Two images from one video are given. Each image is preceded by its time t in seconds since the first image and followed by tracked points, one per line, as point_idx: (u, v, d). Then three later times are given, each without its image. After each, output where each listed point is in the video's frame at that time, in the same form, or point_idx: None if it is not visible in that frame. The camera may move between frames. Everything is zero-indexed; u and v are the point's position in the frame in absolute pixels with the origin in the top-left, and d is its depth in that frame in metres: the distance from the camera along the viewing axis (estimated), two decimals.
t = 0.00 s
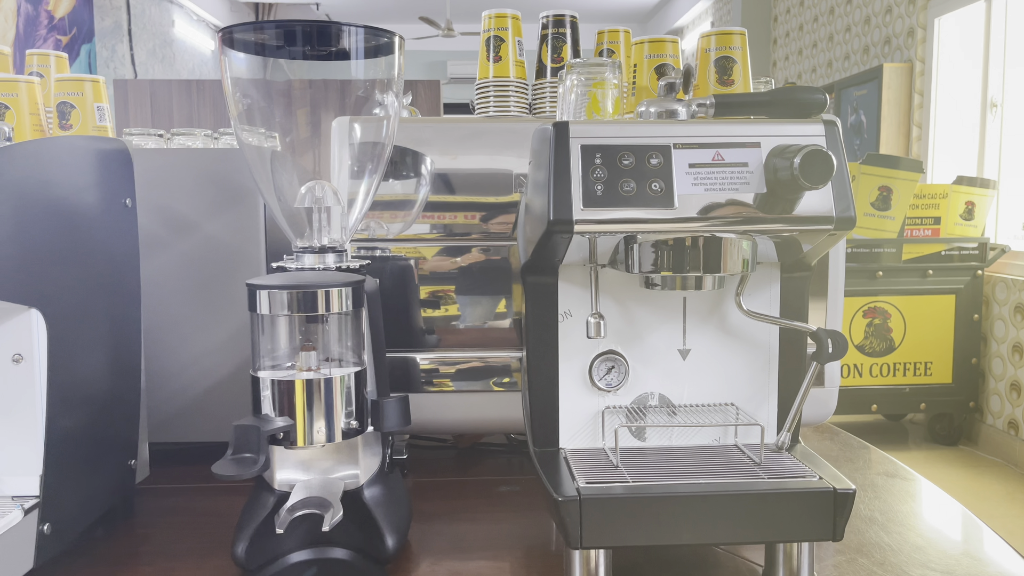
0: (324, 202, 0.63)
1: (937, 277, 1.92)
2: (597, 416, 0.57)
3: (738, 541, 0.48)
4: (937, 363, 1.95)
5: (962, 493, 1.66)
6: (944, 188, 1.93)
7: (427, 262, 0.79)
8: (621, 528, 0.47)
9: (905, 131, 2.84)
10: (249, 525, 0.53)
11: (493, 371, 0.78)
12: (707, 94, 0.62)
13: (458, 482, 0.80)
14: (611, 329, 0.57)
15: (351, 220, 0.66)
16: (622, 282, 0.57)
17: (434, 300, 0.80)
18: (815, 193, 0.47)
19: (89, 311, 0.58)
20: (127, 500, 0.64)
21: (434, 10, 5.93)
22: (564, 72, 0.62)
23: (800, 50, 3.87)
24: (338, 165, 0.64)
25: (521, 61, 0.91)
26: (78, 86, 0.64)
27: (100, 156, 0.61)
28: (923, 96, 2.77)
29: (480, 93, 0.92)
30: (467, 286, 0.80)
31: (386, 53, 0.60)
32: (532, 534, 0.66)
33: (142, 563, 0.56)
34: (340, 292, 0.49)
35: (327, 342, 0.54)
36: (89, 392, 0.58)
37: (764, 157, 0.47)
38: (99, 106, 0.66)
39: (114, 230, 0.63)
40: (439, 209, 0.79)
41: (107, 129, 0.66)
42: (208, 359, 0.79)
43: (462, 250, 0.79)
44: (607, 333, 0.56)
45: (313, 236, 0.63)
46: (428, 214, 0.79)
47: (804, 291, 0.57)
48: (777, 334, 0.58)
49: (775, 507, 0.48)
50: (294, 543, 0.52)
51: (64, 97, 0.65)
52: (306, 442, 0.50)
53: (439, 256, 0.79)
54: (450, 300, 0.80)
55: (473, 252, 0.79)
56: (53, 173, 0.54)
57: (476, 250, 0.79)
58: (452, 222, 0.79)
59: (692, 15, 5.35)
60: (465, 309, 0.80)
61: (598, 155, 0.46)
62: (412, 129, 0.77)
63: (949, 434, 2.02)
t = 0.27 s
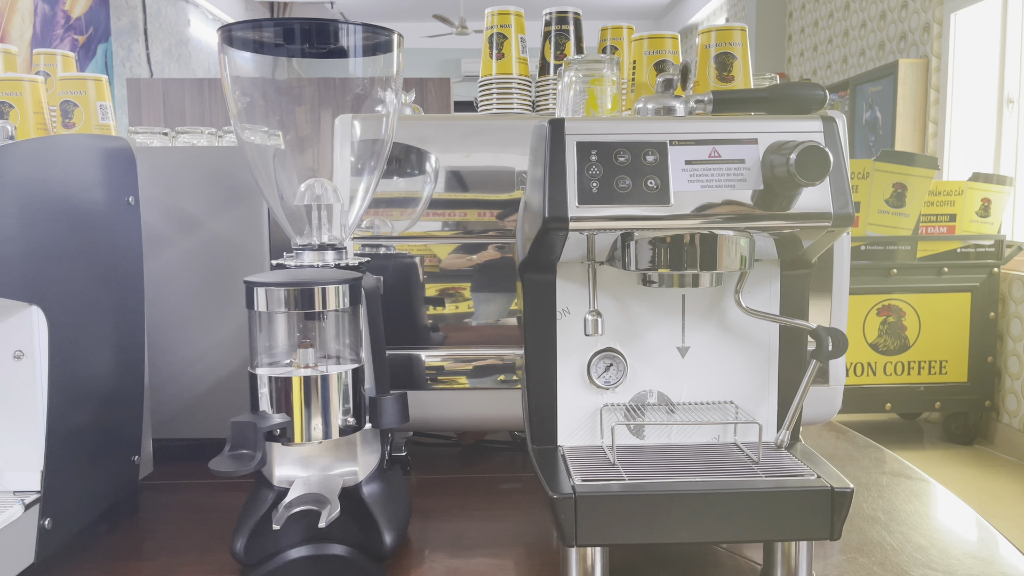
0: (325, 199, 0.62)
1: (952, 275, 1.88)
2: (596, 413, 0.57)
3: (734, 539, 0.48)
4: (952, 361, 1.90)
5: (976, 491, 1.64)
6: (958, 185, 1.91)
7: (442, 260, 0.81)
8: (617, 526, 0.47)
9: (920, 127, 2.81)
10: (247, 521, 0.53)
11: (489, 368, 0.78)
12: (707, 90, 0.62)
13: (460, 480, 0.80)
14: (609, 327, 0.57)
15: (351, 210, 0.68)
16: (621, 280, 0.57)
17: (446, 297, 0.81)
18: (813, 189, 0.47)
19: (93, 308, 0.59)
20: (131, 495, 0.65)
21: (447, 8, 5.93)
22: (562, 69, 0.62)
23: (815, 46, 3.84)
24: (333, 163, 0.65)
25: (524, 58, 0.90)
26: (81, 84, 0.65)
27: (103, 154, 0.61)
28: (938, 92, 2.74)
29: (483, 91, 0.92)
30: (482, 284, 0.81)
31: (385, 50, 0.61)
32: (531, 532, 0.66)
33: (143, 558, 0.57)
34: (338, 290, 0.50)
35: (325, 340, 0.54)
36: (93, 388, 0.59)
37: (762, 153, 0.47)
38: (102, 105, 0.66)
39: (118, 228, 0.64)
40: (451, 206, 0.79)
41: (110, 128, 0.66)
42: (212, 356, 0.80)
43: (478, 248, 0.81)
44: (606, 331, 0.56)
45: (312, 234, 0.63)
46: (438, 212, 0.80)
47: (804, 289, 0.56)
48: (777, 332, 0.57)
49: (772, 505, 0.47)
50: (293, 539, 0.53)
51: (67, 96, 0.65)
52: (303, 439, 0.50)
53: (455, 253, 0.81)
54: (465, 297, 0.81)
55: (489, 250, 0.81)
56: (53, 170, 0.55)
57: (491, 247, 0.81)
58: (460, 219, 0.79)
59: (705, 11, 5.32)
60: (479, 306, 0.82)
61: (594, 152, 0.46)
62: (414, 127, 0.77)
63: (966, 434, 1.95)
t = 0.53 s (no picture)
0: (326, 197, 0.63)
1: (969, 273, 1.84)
2: (595, 411, 0.57)
3: (731, 537, 0.48)
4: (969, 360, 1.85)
5: (990, 492, 1.62)
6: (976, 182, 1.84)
7: (456, 259, 0.81)
8: (614, 523, 0.47)
9: (938, 124, 2.78)
10: (251, 515, 0.53)
11: (492, 366, 0.78)
12: (709, 87, 0.62)
13: (464, 477, 0.80)
14: (609, 325, 0.57)
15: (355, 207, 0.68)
16: (620, 277, 0.57)
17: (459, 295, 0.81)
18: (811, 187, 0.47)
19: (99, 305, 0.60)
20: (138, 489, 0.66)
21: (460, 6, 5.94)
22: (562, 66, 0.63)
23: (832, 42, 3.80)
24: (330, 162, 0.66)
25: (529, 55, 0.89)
26: (88, 83, 0.66)
27: (109, 153, 0.62)
28: (956, 88, 2.70)
29: (489, 89, 0.91)
30: (499, 281, 0.81)
31: (386, 49, 0.61)
32: (532, 530, 0.66)
33: (147, 551, 0.58)
34: (338, 287, 0.50)
35: (327, 337, 0.55)
36: (99, 384, 0.60)
37: (760, 151, 0.47)
38: (108, 103, 0.67)
39: (125, 226, 0.64)
40: (464, 203, 0.79)
41: (117, 126, 0.67)
42: (219, 353, 0.81)
43: (495, 245, 0.80)
44: (605, 328, 0.56)
45: (311, 230, 0.62)
46: (450, 209, 0.80)
47: (806, 287, 0.56)
48: (778, 330, 0.57)
49: (770, 503, 0.47)
50: (294, 535, 0.53)
51: (74, 95, 0.66)
52: (303, 435, 0.50)
53: (474, 250, 0.80)
54: (478, 294, 0.81)
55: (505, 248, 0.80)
56: (60, 169, 0.56)
57: (508, 244, 0.80)
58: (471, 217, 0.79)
59: (721, 8, 5.28)
60: (494, 303, 0.82)
61: (592, 150, 0.46)
62: (420, 125, 0.78)
63: (982, 433, 1.92)
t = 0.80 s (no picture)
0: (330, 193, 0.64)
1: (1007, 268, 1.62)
2: (599, 408, 0.57)
3: (732, 536, 0.48)
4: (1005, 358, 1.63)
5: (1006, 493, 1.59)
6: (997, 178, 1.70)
7: (472, 255, 0.80)
8: (615, 521, 0.47)
9: (959, 121, 2.74)
10: (255, 510, 0.54)
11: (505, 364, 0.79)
12: (714, 84, 0.63)
13: (470, 473, 0.81)
14: (612, 322, 0.57)
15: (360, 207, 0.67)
16: (624, 275, 0.57)
17: (474, 291, 0.81)
18: (813, 184, 0.46)
19: (108, 301, 0.61)
20: (148, 482, 0.67)
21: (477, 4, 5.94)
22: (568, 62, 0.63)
23: (854, 37, 3.75)
24: (337, 159, 0.66)
25: (537, 53, 0.88)
26: (98, 82, 0.67)
27: (119, 151, 0.63)
28: (978, 84, 2.68)
29: (497, 85, 0.89)
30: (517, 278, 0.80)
31: (391, 46, 0.61)
32: (535, 526, 0.67)
33: (155, 543, 0.58)
34: (341, 283, 0.51)
35: (330, 333, 0.55)
36: (109, 378, 0.61)
37: (762, 147, 0.46)
38: (119, 102, 0.68)
39: (134, 222, 0.65)
40: (479, 200, 0.79)
41: (127, 124, 0.68)
42: (229, 349, 0.82)
43: (515, 242, 0.80)
44: (608, 325, 0.56)
45: (317, 229, 0.63)
46: (466, 205, 0.79)
47: (810, 285, 0.56)
48: (782, 329, 0.57)
49: (772, 502, 0.47)
50: (299, 529, 0.54)
51: (85, 93, 0.67)
52: (307, 430, 0.51)
53: (496, 248, 0.80)
54: (493, 291, 0.80)
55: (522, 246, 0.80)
56: (71, 166, 0.57)
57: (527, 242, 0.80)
58: (487, 213, 0.78)
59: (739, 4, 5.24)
60: (511, 301, 0.81)
61: (593, 147, 0.46)
62: (429, 121, 0.79)
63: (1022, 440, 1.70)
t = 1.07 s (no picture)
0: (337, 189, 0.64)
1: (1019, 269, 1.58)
2: (605, 405, 0.56)
3: (736, 534, 0.47)
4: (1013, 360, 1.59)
5: None
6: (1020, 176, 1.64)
7: (485, 251, 0.82)
8: (618, 518, 0.47)
9: (981, 117, 2.70)
10: (261, 503, 0.54)
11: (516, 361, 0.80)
12: (723, 79, 0.62)
13: (478, 469, 0.81)
14: (618, 319, 0.57)
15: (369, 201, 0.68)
16: (630, 271, 0.56)
17: (487, 287, 0.82)
18: (821, 179, 0.46)
19: (119, 295, 0.61)
20: (159, 475, 0.67)
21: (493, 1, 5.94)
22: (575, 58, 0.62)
23: (875, 32, 3.70)
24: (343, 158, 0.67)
25: (548, 48, 0.85)
26: (110, 78, 0.67)
27: (130, 146, 0.64)
28: (1000, 80, 2.66)
29: (507, 81, 0.86)
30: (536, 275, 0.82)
31: (398, 42, 0.61)
32: (541, 523, 0.66)
33: (164, 535, 0.59)
34: (347, 279, 0.51)
35: (337, 328, 0.56)
36: (120, 372, 0.61)
37: (768, 143, 0.46)
38: (130, 97, 0.68)
39: (144, 218, 0.66)
40: (495, 196, 0.80)
41: (138, 120, 0.68)
42: (239, 344, 0.82)
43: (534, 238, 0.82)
44: (614, 322, 0.56)
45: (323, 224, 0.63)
46: (481, 201, 0.80)
47: (818, 282, 0.55)
48: (790, 326, 0.56)
49: (777, 500, 0.47)
50: (306, 523, 0.54)
51: (96, 89, 0.67)
52: (312, 425, 0.51)
53: (518, 245, 0.82)
54: (508, 287, 0.82)
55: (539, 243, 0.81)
56: (82, 161, 0.57)
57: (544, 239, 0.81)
58: (505, 209, 0.80)
59: None
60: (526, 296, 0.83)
61: (598, 142, 0.46)
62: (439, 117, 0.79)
63: None
